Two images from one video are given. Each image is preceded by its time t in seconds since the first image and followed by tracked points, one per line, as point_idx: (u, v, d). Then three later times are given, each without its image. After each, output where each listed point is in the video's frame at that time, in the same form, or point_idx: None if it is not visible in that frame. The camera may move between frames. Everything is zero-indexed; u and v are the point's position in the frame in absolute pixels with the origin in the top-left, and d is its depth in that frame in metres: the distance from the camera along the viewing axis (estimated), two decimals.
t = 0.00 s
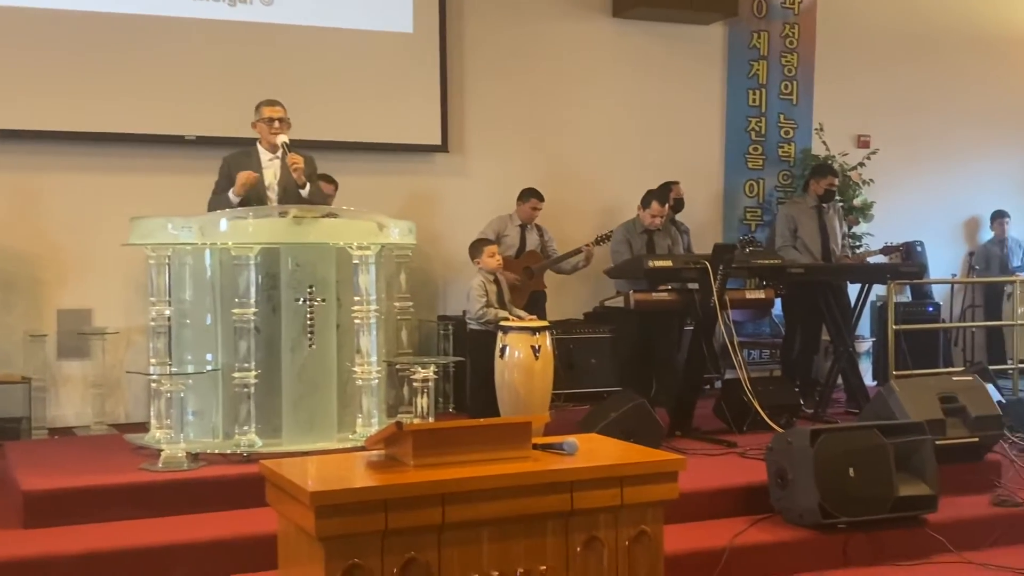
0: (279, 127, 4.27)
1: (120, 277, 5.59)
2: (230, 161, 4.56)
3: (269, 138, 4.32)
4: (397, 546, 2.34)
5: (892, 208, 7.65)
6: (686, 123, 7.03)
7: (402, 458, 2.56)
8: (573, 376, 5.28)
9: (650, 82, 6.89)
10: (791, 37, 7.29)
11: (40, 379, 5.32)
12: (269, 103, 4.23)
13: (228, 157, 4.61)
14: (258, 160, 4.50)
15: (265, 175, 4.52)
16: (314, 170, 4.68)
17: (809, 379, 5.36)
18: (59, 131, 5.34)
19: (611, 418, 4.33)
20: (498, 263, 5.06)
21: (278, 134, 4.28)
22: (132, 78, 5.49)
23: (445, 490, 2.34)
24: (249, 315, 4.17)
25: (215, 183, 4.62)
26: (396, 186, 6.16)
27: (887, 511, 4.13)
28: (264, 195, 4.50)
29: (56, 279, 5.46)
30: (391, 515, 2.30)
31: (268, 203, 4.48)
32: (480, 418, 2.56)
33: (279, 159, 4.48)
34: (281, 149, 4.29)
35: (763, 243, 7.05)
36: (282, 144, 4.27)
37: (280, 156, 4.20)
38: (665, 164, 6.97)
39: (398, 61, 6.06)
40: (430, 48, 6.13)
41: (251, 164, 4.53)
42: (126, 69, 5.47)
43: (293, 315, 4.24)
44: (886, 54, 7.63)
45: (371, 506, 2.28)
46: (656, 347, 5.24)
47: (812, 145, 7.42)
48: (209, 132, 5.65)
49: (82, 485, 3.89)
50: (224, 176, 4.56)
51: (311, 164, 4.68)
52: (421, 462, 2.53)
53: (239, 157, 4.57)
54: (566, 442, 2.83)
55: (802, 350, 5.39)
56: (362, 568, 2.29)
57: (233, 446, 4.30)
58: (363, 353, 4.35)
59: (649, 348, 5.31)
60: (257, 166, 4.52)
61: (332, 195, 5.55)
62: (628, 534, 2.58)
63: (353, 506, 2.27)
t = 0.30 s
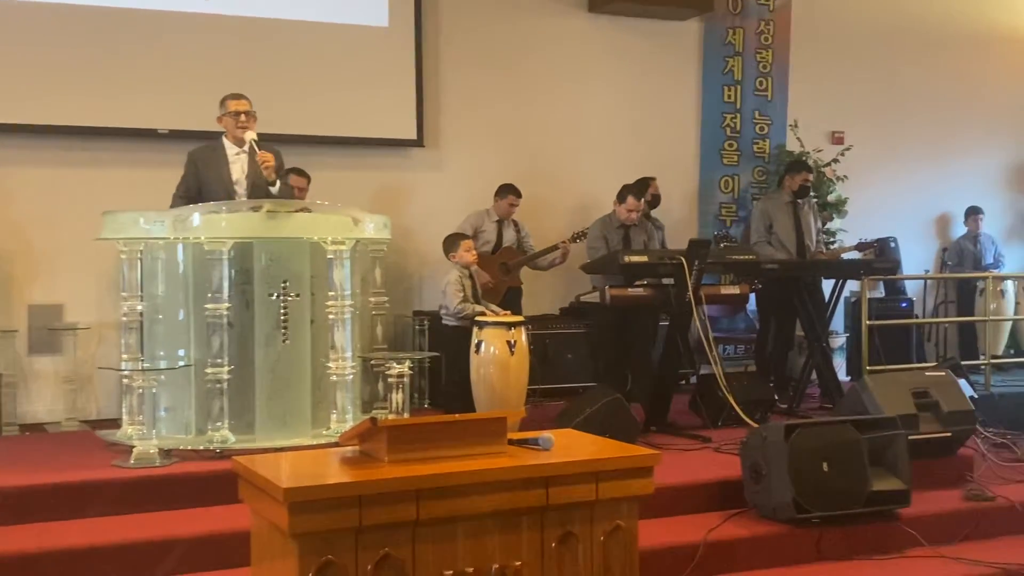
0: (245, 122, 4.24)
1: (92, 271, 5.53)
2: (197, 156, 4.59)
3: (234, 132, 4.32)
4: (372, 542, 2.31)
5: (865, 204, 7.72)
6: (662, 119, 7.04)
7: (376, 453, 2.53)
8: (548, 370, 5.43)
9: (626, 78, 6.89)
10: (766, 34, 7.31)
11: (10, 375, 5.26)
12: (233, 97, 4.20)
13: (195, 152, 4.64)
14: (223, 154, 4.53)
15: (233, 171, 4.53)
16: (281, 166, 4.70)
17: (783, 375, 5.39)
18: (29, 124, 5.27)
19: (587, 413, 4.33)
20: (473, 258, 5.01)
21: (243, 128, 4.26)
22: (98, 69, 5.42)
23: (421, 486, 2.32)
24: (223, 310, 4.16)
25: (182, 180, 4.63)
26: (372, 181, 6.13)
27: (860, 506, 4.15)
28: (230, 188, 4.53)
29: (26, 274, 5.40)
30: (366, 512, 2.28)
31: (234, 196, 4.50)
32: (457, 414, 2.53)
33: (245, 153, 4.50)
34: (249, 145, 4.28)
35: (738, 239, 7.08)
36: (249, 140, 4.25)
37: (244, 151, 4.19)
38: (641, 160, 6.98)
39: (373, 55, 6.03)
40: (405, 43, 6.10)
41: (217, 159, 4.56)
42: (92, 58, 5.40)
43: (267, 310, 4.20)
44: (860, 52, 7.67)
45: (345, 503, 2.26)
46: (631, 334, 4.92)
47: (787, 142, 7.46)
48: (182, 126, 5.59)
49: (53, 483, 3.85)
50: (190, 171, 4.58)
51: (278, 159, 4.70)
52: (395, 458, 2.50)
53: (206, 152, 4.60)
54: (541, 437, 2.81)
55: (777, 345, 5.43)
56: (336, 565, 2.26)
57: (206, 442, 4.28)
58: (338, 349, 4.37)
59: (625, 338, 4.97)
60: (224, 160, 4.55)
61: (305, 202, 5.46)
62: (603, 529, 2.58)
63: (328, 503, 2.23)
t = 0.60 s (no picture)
0: (210, 121, 4.24)
1: (64, 268, 5.50)
2: (163, 152, 4.56)
3: (200, 128, 4.28)
4: (345, 539, 2.31)
5: (837, 202, 7.80)
6: (637, 117, 7.07)
7: (350, 450, 2.53)
8: (523, 367, 5.45)
9: (601, 76, 6.92)
10: (741, 33, 7.35)
11: None
12: (197, 93, 4.16)
13: (161, 148, 4.60)
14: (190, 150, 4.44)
15: (200, 168, 4.48)
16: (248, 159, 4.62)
17: (756, 371, 5.44)
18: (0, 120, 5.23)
19: (562, 409, 4.35)
20: (448, 254, 5.04)
21: (208, 125, 4.24)
22: (91, 71, 5.42)
23: (395, 482, 2.32)
24: (197, 307, 4.15)
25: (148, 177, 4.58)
26: (348, 178, 6.12)
27: (832, 501, 4.19)
28: (198, 185, 4.49)
29: None
30: (340, 508, 2.28)
31: (201, 193, 4.47)
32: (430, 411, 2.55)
33: (212, 149, 4.42)
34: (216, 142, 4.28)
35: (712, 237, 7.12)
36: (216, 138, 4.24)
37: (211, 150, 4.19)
38: (616, 157, 7.01)
39: (348, 52, 6.02)
40: (380, 40, 6.09)
41: (184, 155, 4.50)
42: (85, 61, 5.41)
43: (241, 307, 4.20)
44: (833, 51, 7.74)
45: (318, 500, 2.25)
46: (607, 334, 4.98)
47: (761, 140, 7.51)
48: (155, 122, 5.56)
49: (25, 481, 3.83)
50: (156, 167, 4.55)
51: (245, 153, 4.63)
52: (370, 455, 2.50)
53: (172, 148, 4.57)
54: (516, 434, 2.83)
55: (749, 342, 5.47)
56: (309, 563, 2.26)
57: (180, 439, 4.26)
58: (313, 345, 4.34)
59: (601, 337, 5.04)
60: (190, 157, 4.49)
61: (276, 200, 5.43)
62: (577, 525, 2.59)
63: (301, 500, 2.23)
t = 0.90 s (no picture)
0: (178, 118, 4.19)
1: (37, 265, 5.45)
2: (130, 148, 4.55)
3: (169, 125, 4.23)
4: (320, 538, 2.29)
5: (813, 200, 7.85)
6: (613, 115, 7.08)
7: (325, 449, 2.51)
8: (500, 366, 5.45)
9: (578, 74, 6.93)
10: (716, 31, 7.36)
11: None
12: (167, 89, 4.13)
13: (127, 144, 4.60)
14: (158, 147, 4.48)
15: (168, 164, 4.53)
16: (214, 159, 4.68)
17: (731, 368, 5.46)
18: None
19: (538, 407, 4.35)
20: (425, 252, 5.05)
21: (178, 122, 4.19)
22: (96, 72, 5.44)
23: (370, 481, 2.30)
24: (170, 305, 4.10)
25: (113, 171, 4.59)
26: (324, 176, 6.09)
27: (807, 499, 4.20)
28: (166, 182, 4.51)
29: None
30: (315, 507, 2.26)
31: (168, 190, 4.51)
32: (405, 408, 2.54)
33: (181, 147, 4.48)
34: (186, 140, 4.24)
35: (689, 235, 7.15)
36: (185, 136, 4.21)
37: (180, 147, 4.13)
38: (593, 155, 7.02)
39: (322, 49, 5.99)
40: (355, 37, 6.07)
41: (151, 150, 4.53)
42: (90, 62, 5.43)
43: (215, 305, 4.17)
44: (809, 51, 7.80)
45: (291, 499, 2.23)
46: (585, 334, 4.98)
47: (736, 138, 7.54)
48: (129, 119, 5.52)
49: None
50: (122, 162, 4.54)
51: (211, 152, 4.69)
52: (344, 453, 2.48)
53: (139, 143, 4.57)
54: (491, 432, 2.82)
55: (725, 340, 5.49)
56: (284, 562, 2.24)
57: (154, 437, 4.22)
58: (288, 344, 4.32)
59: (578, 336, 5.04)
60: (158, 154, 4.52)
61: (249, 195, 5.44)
62: (553, 523, 2.58)
63: (275, 498, 2.21)
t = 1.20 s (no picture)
0: (148, 119, 4.19)
1: (10, 264, 5.40)
2: (100, 145, 4.57)
3: (140, 123, 4.23)
4: (295, 537, 2.27)
5: (790, 199, 7.89)
6: (591, 114, 7.10)
7: (301, 448, 2.49)
8: (478, 365, 5.47)
9: (556, 73, 6.94)
10: (694, 31, 7.39)
11: None
12: (138, 87, 4.11)
13: (97, 142, 4.60)
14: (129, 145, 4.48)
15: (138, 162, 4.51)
16: (188, 161, 4.63)
17: (708, 366, 5.49)
18: None
19: (515, 406, 4.35)
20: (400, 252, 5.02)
21: (149, 120, 4.19)
22: (85, 71, 5.43)
23: (345, 480, 2.29)
24: (144, 303, 4.07)
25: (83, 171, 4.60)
26: (300, 174, 6.06)
27: (783, 497, 4.21)
28: (136, 180, 4.50)
29: None
30: (290, 506, 2.24)
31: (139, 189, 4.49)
32: (382, 408, 2.53)
33: (151, 145, 4.46)
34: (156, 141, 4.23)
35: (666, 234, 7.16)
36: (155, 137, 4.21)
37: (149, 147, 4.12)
38: (570, 154, 7.03)
39: (299, 47, 5.96)
40: (332, 34, 6.04)
41: (121, 149, 4.52)
42: (64, 60, 5.38)
43: (190, 303, 4.14)
44: (786, 51, 7.85)
45: (267, 498, 2.21)
46: (562, 335, 4.98)
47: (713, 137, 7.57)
48: (104, 116, 5.47)
49: None
50: (92, 161, 4.56)
51: (185, 154, 4.63)
52: (320, 452, 2.47)
53: (109, 142, 4.58)
54: (468, 431, 2.82)
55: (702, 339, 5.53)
56: (258, 561, 2.22)
57: (128, 437, 4.19)
58: (264, 343, 4.31)
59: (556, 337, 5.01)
60: (128, 151, 4.51)
61: (218, 192, 5.32)
62: (529, 521, 2.57)
63: (250, 497, 2.19)
